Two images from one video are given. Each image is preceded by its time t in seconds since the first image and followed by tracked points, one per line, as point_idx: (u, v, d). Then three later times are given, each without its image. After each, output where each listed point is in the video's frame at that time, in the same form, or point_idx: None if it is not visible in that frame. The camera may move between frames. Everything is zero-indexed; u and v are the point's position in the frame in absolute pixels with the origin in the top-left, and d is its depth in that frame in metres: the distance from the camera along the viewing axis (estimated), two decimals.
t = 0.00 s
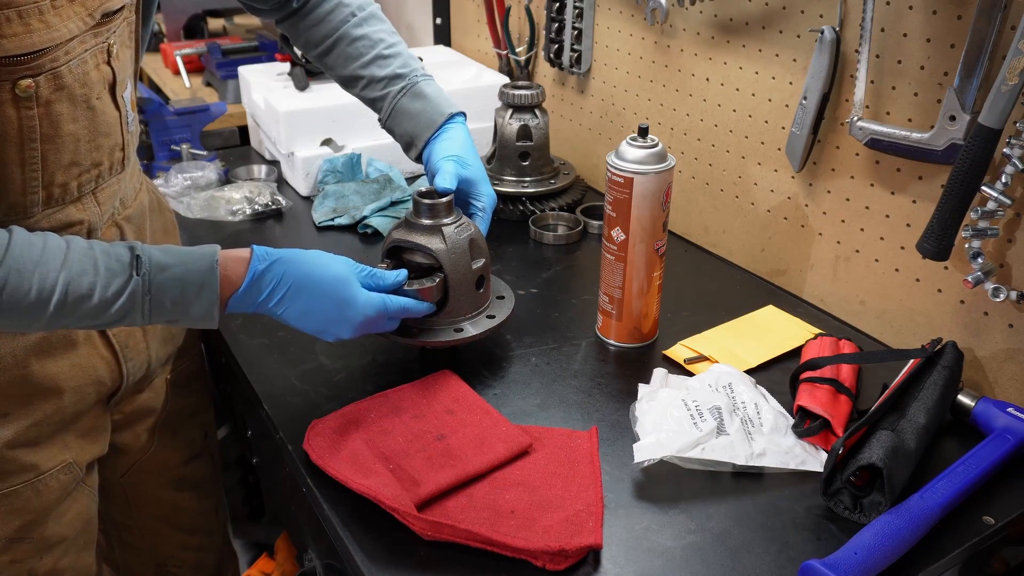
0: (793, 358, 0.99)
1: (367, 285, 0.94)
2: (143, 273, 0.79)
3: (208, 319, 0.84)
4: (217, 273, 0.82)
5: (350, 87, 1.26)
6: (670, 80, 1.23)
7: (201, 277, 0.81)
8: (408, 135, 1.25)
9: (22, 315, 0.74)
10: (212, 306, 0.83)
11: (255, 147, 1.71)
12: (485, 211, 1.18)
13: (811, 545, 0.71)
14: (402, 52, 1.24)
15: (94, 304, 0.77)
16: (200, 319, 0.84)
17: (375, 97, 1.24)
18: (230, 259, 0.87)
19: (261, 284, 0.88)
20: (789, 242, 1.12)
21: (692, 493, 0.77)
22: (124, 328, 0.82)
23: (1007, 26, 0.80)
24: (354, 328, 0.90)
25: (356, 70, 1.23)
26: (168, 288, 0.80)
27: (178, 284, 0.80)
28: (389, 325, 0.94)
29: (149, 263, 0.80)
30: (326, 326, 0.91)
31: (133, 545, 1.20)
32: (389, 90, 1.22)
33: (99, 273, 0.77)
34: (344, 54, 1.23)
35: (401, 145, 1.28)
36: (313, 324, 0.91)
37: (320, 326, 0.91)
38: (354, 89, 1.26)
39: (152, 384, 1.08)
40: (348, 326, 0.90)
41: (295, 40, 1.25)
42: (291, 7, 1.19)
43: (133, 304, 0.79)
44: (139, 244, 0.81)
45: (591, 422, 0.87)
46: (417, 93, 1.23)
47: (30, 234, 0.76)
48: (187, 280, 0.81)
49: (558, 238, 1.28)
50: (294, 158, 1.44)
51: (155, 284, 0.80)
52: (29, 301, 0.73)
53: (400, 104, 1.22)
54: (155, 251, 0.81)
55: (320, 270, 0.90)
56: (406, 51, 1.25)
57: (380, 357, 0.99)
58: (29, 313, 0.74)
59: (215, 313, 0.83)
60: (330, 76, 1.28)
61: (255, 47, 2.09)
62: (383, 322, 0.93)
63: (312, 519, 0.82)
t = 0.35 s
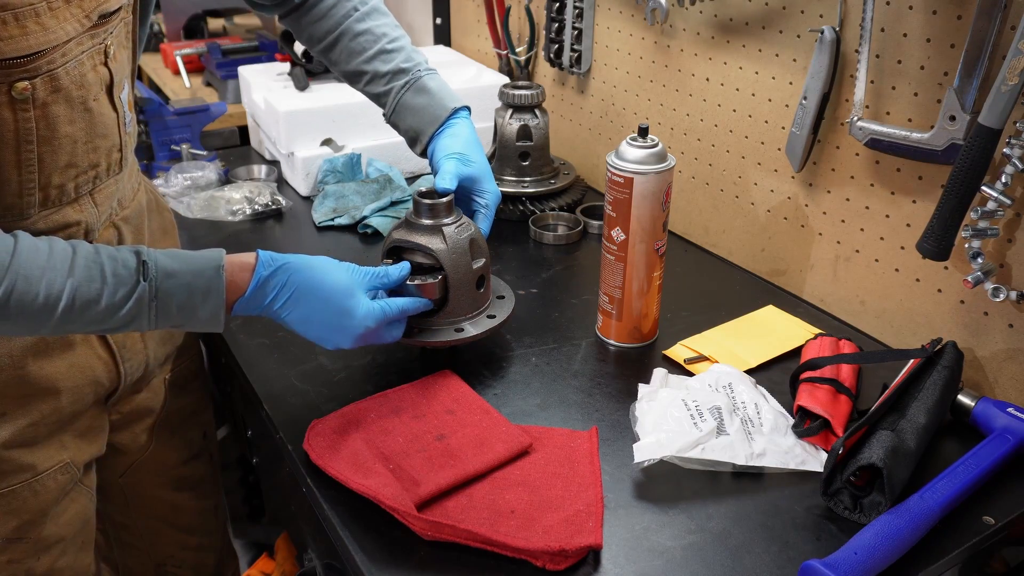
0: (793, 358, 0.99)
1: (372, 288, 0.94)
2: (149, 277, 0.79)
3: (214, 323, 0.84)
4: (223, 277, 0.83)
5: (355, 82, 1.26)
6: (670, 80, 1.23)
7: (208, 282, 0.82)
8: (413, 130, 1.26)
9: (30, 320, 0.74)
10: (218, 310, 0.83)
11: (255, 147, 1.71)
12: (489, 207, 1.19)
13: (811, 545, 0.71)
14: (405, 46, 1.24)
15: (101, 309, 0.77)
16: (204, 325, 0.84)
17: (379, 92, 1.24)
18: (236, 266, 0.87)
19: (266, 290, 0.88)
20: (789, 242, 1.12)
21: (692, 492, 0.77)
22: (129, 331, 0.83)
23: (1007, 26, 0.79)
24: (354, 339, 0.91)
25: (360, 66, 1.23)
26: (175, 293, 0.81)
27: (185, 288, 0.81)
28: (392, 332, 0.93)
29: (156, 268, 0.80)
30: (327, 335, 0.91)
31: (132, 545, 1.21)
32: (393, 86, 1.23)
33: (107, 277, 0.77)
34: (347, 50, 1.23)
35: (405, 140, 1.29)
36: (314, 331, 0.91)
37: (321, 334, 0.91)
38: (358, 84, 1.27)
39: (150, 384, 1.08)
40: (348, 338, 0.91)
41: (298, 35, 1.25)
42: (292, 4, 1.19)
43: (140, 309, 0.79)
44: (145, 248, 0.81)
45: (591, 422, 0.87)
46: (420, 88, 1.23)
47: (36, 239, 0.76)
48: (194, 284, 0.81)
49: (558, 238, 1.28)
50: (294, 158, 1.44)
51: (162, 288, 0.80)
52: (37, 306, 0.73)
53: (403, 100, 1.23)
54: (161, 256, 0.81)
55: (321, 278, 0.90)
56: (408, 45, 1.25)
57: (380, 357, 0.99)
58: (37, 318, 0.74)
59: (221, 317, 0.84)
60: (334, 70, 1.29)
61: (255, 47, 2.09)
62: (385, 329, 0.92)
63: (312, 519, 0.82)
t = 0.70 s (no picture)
0: (793, 358, 0.99)
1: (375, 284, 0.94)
2: (149, 277, 0.79)
3: (215, 322, 0.84)
4: (223, 275, 0.83)
5: (357, 80, 1.27)
6: (670, 80, 1.23)
7: (208, 281, 0.82)
8: (416, 129, 1.26)
9: (33, 324, 0.74)
10: (219, 308, 0.83)
11: (255, 147, 1.71)
12: (490, 207, 1.19)
13: (811, 545, 0.71)
14: (407, 43, 1.24)
15: (102, 310, 0.77)
16: (207, 323, 0.84)
17: (382, 91, 1.25)
18: (235, 263, 0.87)
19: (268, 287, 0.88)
20: (789, 242, 1.12)
21: (692, 493, 0.77)
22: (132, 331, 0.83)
23: (1007, 26, 0.79)
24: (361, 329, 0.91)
25: (362, 64, 1.23)
26: (176, 292, 0.80)
27: (185, 288, 0.80)
28: (399, 326, 0.93)
29: (155, 269, 0.80)
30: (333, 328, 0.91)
31: (131, 545, 1.21)
32: (395, 84, 1.23)
33: (107, 280, 0.77)
34: (349, 48, 1.23)
35: (410, 139, 1.29)
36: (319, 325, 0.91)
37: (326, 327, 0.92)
38: (361, 82, 1.27)
39: (146, 384, 1.08)
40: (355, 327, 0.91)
41: (300, 33, 1.25)
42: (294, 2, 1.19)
43: (141, 309, 0.79)
44: (144, 249, 0.81)
45: (591, 422, 0.87)
46: (423, 86, 1.23)
47: (36, 243, 0.76)
48: (193, 283, 0.81)
49: (558, 238, 1.28)
50: (294, 158, 1.44)
51: (162, 289, 0.80)
52: (39, 309, 0.73)
53: (406, 98, 1.23)
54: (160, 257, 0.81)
55: (322, 271, 0.90)
56: (410, 43, 1.25)
57: (380, 357, 0.99)
58: (40, 321, 0.74)
59: (222, 315, 0.84)
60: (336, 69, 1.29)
61: (255, 47, 2.09)
62: (390, 322, 0.93)
63: (312, 519, 0.82)
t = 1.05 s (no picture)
0: (793, 358, 0.99)
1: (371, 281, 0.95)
2: (151, 279, 0.79)
3: (218, 314, 0.85)
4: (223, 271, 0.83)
5: (361, 76, 1.27)
6: (670, 80, 1.23)
7: (209, 278, 0.82)
8: (420, 125, 1.27)
9: (42, 331, 0.75)
10: (221, 303, 0.84)
11: (255, 147, 1.71)
12: (490, 207, 1.19)
13: (811, 545, 0.71)
14: (410, 39, 1.24)
15: (108, 314, 0.78)
16: (210, 317, 0.85)
17: (386, 87, 1.25)
18: (232, 257, 0.88)
19: (260, 281, 0.89)
20: (789, 242, 1.12)
21: (692, 493, 0.77)
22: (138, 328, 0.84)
23: (1007, 26, 0.79)
24: (349, 324, 0.91)
25: (366, 61, 1.24)
26: (178, 291, 0.81)
27: (187, 287, 0.81)
28: (391, 322, 0.93)
29: (156, 269, 0.80)
30: (324, 321, 0.92)
31: (130, 545, 1.21)
32: (399, 81, 1.23)
33: (110, 284, 0.77)
34: (353, 44, 1.24)
35: (414, 134, 1.30)
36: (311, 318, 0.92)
37: (317, 320, 0.92)
38: (365, 78, 1.27)
39: (143, 383, 1.08)
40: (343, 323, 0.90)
41: (303, 28, 1.25)
42: None
43: (146, 309, 0.80)
44: (143, 248, 0.81)
45: (591, 422, 0.87)
46: (426, 83, 1.23)
47: (36, 248, 0.76)
48: (195, 282, 0.81)
49: (558, 238, 1.28)
50: (294, 158, 1.44)
51: (165, 288, 0.80)
52: (47, 316, 0.74)
53: (409, 95, 1.23)
54: (160, 256, 0.81)
55: (314, 268, 0.90)
56: (413, 39, 1.25)
57: (380, 357, 0.99)
58: (49, 327, 0.75)
59: (223, 307, 0.84)
60: (340, 63, 1.30)
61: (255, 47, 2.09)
62: (382, 318, 0.92)
63: (312, 519, 0.82)
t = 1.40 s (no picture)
0: (793, 358, 0.99)
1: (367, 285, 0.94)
2: (155, 288, 0.80)
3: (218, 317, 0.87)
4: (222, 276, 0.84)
5: (363, 73, 1.28)
6: (670, 80, 1.23)
7: (210, 284, 0.83)
8: (422, 123, 1.28)
9: (51, 344, 0.77)
10: (222, 306, 0.85)
11: (255, 147, 1.71)
12: (490, 208, 1.19)
13: (811, 546, 0.70)
14: (410, 37, 1.24)
15: (114, 325, 0.80)
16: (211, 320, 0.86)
17: (387, 85, 1.26)
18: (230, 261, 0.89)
19: (256, 286, 0.90)
20: (790, 242, 1.11)
21: (692, 492, 0.77)
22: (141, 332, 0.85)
23: (1007, 26, 0.79)
24: (334, 334, 0.91)
25: (367, 59, 1.24)
26: (181, 297, 0.82)
27: (190, 294, 0.82)
28: (376, 328, 0.93)
29: (159, 278, 0.81)
30: (315, 328, 0.93)
31: (129, 544, 1.21)
32: (399, 79, 1.24)
33: (116, 296, 0.78)
34: (353, 42, 1.24)
35: (417, 131, 1.31)
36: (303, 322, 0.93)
37: (309, 326, 0.93)
38: (366, 75, 1.28)
39: (139, 380, 1.08)
40: (329, 333, 0.91)
41: (304, 25, 1.25)
42: None
43: (150, 316, 0.81)
44: (143, 256, 0.82)
45: (591, 422, 0.87)
46: (427, 81, 1.23)
47: (38, 263, 0.76)
48: (197, 288, 0.83)
49: (558, 238, 1.28)
50: (294, 158, 1.44)
51: (168, 295, 0.81)
52: (56, 331, 0.76)
53: (410, 94, 1.24)
54: (161, 264, 0.82)
55: (305, 277, 0.91)
56: (413, 36, 1.25)
57: (380, 357, 0.99)
58: (58, 341, 0.77)
59: (224, 310, 0.86)
60: (341, 59, 1.30)
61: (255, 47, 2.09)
62: (366, 327, 0.92)
63: (312, 519, 0.82)
